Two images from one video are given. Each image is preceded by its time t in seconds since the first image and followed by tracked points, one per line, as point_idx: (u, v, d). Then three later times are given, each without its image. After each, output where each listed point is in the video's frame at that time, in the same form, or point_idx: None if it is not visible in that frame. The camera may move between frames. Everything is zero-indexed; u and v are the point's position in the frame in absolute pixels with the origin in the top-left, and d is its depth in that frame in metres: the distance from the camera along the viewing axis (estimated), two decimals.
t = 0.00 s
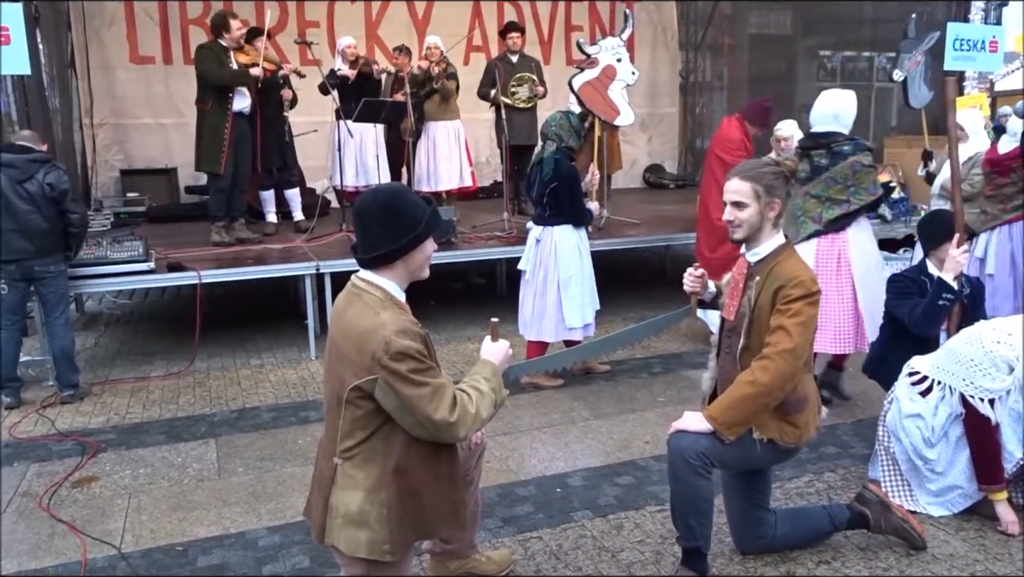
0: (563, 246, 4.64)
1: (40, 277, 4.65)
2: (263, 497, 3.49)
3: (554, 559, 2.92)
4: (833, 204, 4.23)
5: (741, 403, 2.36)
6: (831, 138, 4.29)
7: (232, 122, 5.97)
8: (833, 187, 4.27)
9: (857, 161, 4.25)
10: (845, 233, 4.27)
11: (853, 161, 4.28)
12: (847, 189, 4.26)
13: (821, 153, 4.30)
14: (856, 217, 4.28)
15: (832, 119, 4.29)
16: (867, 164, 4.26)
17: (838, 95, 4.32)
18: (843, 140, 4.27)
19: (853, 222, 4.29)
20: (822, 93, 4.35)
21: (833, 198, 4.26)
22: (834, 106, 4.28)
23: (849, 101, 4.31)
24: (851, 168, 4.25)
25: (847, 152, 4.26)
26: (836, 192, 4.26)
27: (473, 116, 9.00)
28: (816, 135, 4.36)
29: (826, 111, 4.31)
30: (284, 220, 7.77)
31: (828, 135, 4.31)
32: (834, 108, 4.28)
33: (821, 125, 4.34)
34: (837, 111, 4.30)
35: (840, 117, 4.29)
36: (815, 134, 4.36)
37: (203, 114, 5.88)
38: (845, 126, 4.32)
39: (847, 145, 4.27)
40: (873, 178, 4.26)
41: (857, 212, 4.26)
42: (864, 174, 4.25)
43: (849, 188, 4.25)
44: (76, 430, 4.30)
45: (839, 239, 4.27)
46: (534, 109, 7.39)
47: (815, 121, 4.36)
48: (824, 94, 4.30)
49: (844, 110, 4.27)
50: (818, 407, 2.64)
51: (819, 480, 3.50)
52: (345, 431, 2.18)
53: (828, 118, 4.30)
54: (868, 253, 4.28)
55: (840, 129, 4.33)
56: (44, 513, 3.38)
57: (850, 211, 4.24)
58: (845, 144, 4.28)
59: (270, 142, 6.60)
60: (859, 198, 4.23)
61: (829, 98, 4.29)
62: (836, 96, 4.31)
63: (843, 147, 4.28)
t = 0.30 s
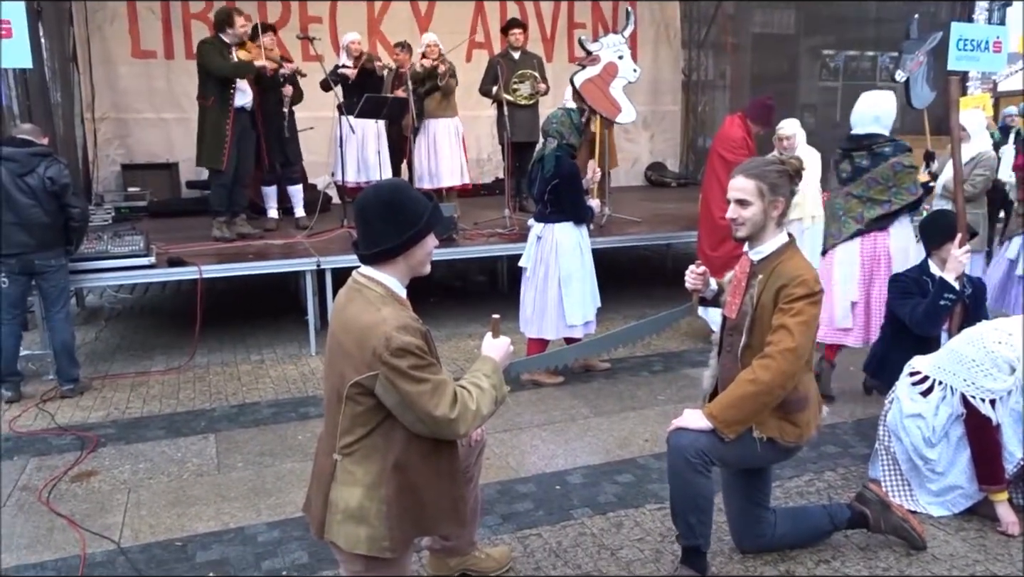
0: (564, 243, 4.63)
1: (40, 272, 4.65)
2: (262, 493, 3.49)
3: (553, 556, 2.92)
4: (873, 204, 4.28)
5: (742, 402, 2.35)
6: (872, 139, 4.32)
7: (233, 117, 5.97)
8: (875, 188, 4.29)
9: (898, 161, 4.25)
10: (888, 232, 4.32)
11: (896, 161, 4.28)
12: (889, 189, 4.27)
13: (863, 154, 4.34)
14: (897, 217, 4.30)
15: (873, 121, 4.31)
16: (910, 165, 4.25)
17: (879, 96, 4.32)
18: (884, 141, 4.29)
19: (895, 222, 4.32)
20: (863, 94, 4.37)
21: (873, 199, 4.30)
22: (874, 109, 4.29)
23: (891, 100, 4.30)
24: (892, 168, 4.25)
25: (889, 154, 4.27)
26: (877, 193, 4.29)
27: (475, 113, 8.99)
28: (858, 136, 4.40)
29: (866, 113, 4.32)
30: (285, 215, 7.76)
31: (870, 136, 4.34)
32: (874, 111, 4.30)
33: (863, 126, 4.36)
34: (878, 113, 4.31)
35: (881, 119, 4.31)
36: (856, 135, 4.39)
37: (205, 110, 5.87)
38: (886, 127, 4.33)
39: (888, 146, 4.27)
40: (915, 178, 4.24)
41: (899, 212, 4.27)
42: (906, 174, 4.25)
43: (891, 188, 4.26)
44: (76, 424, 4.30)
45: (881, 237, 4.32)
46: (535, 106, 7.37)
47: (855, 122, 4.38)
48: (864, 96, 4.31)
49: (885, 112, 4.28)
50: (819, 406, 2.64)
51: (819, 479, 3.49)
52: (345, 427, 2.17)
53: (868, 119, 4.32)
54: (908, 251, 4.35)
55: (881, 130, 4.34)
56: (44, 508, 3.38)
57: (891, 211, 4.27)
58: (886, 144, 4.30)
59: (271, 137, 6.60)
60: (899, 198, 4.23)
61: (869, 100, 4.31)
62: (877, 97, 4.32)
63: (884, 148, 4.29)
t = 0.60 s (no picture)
0: (561, 236, 4.63)
1: (37, 264, 4.64)
2: (259, 485, 3.49)
3: (549, 549, 2.92)
4: (899, 193, 4.32)
5: (738, 395, 2.36)
6: (901, 130, 4.35)
7: (233, 106, 5.97)
8: (901, 177, 4.35)
9: (925, 152, 4.28)
10: (911, 219, 4.35)
11: (923, 152, 4.31)
12: (915, 179, 4.32)
13: (891, 144, 4.37)
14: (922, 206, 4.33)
15: (902, 112, 4.35)
16: (937, 156, 4.29)
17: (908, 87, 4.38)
18: (913, 132, 4.33)
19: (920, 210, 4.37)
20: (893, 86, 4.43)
21: (900, 188, 4.34)
22: (904, 99, 4.34)
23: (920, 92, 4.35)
24: (919, 159, 4.29)
25: (917, 144, 4.31)
26: (903, 182, 4.33)
27: (474, 106, 8.98)
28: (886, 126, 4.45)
29: (896, 104, 4.36)
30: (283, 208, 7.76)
31: (898, 127, 4.38)
32: (904, 102, 4.34)
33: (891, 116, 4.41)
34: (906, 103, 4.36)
35: (910, 109, 4.34)
36: (885, 125, 4.44)
37: (206, 100, 5.86)
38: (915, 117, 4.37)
39: (916, 137, 4.31)
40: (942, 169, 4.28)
41: (925, 200, 4.31)
42: (933, 165, 4.29)
43: (917, 178, 4.31)
44: (73, 416, 4.30)
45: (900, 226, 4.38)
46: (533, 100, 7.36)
47: (884, 113, 4.42)
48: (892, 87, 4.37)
49: (916, 103, 4.32)
50: (815, 400, 2.64)
51: (815, 473, 3.50)
52: (341, 420, 2.17)
53: (898, 110, 4.36)
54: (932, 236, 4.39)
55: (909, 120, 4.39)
56: (41, 499, 3.38)
57: (916, 200, 4.31)
58: (914, 136, 4.33)
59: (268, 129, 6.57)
60: (926, 188, 4.27)
61: (898, 91, 4.36)
62: (907, 87, 4.37)
63: (913, 139, 4.33)
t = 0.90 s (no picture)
0: (558, 232, 4.63)
1: (34, 258, 4.63)
2: (255, 480, 3.49)
3: (545, 544, 2.93)
4: (922, 190, 4.30)
5: (733, 391, 2.36)
6: (924, 128, 4.33)
7: (230, 100, 5.95)
8: (924, 174, 4.32)
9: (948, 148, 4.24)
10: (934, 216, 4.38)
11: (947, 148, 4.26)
12: (937, 175, 4.28)
13: (914, 141, 4.35)
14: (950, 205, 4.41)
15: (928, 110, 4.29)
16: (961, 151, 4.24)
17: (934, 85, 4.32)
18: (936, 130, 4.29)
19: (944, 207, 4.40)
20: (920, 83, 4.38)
21: (922, 184, 4.32)
22: (929, 98, 4.28)
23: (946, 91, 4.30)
24: (941, 155, 4.25)
25: (939, 141, 4.27)
26: (926, 178, 4.30)
27: (471, 101, 8.97)
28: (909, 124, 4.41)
29: (921, 103, 4.32)
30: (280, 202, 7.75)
31: (921, 126, 4.34)
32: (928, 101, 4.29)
33: (914, 115, 4.37)
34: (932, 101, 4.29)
35: (934, 108, 4.30)
36: (909, 124, 4.40)
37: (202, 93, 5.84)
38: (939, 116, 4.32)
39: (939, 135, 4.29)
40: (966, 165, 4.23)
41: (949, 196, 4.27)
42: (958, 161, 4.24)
43: (939, 173, 4.27)
44: (69, 411, 4.30)
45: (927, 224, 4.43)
46: (530, 95, 7.35)
47: (909, 111, 4.39)
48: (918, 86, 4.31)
49: (939, 103, 4.27)
50: (810, 396, 2.65)
51: (810, 468, 3.51)
52: (338, 415, 2.18)
53: (922, 110, 4.32)
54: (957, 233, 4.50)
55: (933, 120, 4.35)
56: (37, 494, 3.38)
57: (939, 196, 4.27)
58: (938, 134, 4.30)
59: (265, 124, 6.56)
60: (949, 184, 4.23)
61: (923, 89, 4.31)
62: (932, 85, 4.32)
63: (935, 136, 4.30)
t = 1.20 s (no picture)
0: (552, 231, 4.64)
1: (28, 257, 4.62)
2: (250, 479, 3.49)
3: (539, 542, 2.94)
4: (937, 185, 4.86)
5: (726, 389, 2.37)
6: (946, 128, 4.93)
7: (223, 100, 5.92)
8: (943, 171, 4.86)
9: (967, 147, 4.71)
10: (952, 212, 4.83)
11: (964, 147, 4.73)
12: (956, 173, 4.74)
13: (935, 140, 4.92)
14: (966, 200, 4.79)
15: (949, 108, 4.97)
16: (978, 150, 4.70)
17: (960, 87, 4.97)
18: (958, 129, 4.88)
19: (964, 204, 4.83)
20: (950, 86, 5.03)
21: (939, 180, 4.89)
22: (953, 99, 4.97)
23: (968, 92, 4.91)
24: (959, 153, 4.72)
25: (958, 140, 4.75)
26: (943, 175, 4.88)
27: (466, 100, 8.97)
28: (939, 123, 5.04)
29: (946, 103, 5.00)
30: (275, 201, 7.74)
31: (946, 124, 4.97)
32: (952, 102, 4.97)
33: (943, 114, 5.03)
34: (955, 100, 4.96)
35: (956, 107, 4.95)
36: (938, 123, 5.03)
37: (195, 92, 5.83)
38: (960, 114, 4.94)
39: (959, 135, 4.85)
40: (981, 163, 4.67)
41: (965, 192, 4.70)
42: (974, 160, 4.70)
43: (958, 171, 4.72)
44: (64, 410, 4.29)
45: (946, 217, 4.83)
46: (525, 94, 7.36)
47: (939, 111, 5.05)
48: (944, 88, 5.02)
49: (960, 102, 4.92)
50: (804, 394, 2.66)
51: (804, 466, 3.52)
52: (333, 414, 2.18)
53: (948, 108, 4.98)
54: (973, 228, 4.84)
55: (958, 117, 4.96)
56: (31, 493, 3.37)
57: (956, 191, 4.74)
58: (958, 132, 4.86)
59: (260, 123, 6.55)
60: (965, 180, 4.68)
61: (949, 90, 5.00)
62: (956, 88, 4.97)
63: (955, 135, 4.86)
